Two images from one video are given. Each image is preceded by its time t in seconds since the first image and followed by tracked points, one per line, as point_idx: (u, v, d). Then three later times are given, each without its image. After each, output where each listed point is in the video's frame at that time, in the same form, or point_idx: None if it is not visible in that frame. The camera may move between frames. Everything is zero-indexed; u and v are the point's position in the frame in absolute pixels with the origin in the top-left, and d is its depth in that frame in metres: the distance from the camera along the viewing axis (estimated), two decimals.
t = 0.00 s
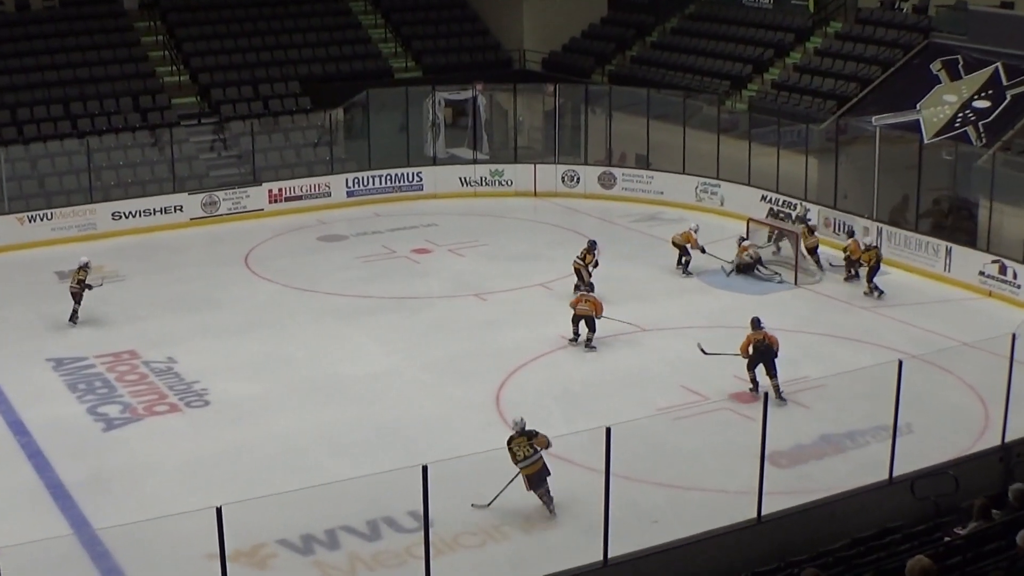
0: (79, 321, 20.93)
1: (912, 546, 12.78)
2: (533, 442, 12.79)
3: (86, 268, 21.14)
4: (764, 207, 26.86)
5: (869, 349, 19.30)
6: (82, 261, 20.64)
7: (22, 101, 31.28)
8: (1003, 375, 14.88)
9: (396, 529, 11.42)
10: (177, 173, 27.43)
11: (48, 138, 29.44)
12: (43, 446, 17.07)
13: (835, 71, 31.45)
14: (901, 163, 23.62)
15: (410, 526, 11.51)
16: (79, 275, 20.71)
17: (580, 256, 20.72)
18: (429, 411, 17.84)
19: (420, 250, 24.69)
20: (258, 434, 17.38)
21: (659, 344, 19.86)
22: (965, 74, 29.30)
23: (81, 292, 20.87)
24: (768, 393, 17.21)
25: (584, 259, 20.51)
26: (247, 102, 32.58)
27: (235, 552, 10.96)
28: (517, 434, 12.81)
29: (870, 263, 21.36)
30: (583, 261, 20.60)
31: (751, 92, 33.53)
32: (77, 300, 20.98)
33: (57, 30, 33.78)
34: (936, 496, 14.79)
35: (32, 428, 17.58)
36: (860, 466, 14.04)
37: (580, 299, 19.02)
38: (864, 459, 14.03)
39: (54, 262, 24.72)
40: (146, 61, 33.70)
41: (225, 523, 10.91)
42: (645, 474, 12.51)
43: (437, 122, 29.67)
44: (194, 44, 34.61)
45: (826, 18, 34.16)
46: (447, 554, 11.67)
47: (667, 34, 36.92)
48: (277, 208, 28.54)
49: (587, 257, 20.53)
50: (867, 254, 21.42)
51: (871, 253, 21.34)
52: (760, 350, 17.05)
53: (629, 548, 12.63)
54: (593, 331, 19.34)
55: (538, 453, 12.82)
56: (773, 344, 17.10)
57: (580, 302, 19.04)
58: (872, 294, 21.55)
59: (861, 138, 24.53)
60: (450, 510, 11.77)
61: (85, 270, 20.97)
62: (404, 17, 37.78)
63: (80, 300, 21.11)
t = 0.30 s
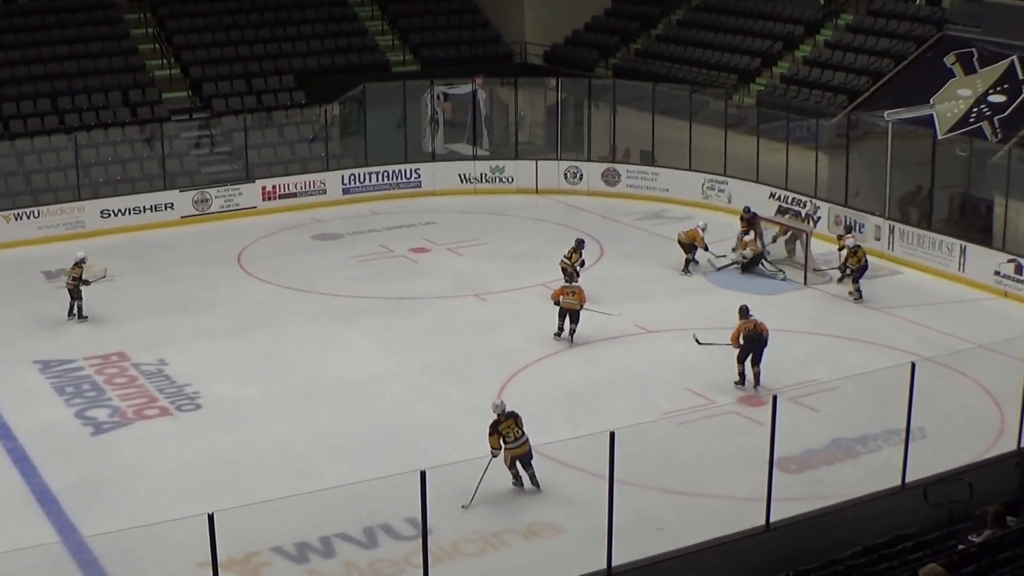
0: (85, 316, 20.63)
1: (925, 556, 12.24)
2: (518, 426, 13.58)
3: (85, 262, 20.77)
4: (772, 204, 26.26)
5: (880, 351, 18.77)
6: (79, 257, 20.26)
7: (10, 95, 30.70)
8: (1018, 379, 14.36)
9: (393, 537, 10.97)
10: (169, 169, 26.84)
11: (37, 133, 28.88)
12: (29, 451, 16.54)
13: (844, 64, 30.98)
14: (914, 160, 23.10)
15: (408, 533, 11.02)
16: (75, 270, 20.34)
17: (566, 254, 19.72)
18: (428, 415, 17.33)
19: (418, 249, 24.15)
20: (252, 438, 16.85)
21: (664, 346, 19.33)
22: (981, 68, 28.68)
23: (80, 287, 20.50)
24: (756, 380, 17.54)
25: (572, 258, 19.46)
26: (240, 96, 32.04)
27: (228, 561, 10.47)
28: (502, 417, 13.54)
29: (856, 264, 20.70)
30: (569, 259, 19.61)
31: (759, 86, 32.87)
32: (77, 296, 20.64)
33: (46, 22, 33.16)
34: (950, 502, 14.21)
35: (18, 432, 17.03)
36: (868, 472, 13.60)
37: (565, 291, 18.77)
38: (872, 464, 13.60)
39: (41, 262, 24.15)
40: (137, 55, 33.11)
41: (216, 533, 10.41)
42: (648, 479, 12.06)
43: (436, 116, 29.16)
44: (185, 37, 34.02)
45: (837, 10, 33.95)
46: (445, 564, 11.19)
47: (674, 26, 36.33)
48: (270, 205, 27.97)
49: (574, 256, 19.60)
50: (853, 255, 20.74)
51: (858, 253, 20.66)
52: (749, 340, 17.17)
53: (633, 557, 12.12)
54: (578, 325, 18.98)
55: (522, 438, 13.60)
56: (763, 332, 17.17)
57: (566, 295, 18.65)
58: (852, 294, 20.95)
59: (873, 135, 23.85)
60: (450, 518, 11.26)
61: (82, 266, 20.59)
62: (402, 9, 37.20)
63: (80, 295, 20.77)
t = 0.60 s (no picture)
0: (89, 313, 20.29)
1: (938, 562, 11.76)
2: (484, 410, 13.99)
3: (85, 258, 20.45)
4: (781, 201, 25.71)
5: (890, 352, 18.30)
6: (80, 253, 19.93)
7: None
8: None
9: (391, 543, 10.45)
10: (159, 166, 26.26)
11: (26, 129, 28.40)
12: (15, 455, 16.05)
13: (855, 58, 30.70)
14: (924, 156, 22.66)
15: (407, 540, 10.63)
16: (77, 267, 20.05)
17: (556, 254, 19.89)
18: (426, 417, 16.87)
19: (416, 248, 23.69)
20: (246, 442, 16.38)
21: (668, 347, 18.87)
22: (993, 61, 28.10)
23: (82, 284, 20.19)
24: (746, 367, 17.71)
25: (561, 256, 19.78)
26: (234, 91, 31.60)
27: (220, 569, 10.04)
28: (469, 400, 13.91)
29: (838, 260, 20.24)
30: (559, 257, 19.57)
31: (767, 80, 32.50)
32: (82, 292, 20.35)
33: (35, 14, 32.61)
34: (964, 508, 13.64)
35: (5, 435, 16.56)
36: (879, 477, 13.02)
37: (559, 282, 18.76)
38: (883, 470, 13.05)
39: (30, 261, 23.64)
40: (127, 48, 32.58)
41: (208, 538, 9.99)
42: (651, 483, 11.61)
43: (434, 112, 28.75)
44: (177, 30, 33.49)
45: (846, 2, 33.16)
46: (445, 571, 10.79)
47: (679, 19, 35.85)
48: (264, 203, 27.52)
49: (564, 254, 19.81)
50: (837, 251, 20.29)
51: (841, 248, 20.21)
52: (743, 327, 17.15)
53: (637, 564, 11.70)
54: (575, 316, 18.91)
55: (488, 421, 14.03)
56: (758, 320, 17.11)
57: (561, 286, 18.69)
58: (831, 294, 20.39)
59: (883, 130, 23.41)
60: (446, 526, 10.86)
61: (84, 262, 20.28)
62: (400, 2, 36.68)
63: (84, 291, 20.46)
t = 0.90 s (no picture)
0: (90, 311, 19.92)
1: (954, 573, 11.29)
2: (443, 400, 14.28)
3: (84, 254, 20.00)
4: (789, 199, 25.20)
5: (901, 353, 17.79)
6: (81, 249, 19.44)
7: None
8: None
9: (387, 550, 10.33)
10: (150, 162, 25.82)
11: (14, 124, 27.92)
12: None
13: (865, 51, 30.23)
14: (937, 152, 22.14)
15: (404, 547, 10.37)
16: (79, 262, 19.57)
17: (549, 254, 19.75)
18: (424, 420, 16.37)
19: (414, 246, 23.17)
20: (238, 446, 15.89)
21: (672, 348, 18.36)
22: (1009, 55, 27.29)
23: (83, 281, 19.79)
24: (745, 357, 17.60)
25: (554, 256, 19.60)
26: (226, 85, 31.31)
27: None
28: (430, 390, 14.13)
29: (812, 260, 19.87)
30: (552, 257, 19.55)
31: (774, 74, 31.96)
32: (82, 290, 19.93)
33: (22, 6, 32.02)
34: (977, 514, 13.24)
35: None
36: (890, 481, 12.50)
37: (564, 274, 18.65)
38: (895, 476, 12.55)
39: (16, 260, 23.12)
40: (116, 40, 32.03)
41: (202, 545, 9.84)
42: (654, 486, 11.17)
43: (432, 107, 28.10)
44: (166, 22, 32.93)
45: None
46: None
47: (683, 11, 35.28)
48: (257, 200, 27.02)
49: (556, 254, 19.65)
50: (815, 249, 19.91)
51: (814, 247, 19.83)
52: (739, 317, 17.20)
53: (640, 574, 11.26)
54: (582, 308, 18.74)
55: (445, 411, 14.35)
56: (756, 310, 17.23)
57: (568, 278, 18.57)
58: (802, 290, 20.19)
59: (895, 125, 22.91)
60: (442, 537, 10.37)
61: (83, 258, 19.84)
62: None
63: (83, 288, 20.05)
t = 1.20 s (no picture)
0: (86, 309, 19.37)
1: None
2: (392, 395, 13.99)
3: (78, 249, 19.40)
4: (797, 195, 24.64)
5: (911, 355, 17.18)
6: (73, 245, 18.74)
7: None
8: None
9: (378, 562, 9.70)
10: (132, 157, 25.27)
11: None
12: None
13: (873, 43, 29.39)
14: (951, 146, 21.40)
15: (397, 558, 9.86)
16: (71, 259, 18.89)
17: (541, 254, 19.09)
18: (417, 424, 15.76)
19: (405, 245, 22.53)
20: (223, 451, 15.27)
21: (675, 350, 17.71)
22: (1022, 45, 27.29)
23: (78, 279, 19.15)
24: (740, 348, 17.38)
25: (547, 258, 18.90)
26: (212, 78, 30.70)
27: None
28: (377, 383, 13.86)
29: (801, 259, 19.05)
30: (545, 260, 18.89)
31: (780, 66, 31.37)
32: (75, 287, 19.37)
33: None
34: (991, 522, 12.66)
35: None
36: (902, 489, 11.91)
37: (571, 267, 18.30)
38: (906, 484, 11.93)
39: None
40: (98, 32, 31.44)
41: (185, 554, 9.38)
42: (657, 492, 10.68)
43: (425, 99, 27.61)
44: (150, 13, 32.27)
45: None
46: None
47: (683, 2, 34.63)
48: (243, 197, 26.30)
49: (549, 256, 18.92)
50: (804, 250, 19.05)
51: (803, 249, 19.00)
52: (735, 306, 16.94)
53: None
54: (590, 300, 18.44)
55: (393, 406, 14.08)
56: (751, 301, 16.92)
57: (575, 270, 18.23)
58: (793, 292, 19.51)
59: (905, 119, 22.19)
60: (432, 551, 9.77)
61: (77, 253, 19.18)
62: None
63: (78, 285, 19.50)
